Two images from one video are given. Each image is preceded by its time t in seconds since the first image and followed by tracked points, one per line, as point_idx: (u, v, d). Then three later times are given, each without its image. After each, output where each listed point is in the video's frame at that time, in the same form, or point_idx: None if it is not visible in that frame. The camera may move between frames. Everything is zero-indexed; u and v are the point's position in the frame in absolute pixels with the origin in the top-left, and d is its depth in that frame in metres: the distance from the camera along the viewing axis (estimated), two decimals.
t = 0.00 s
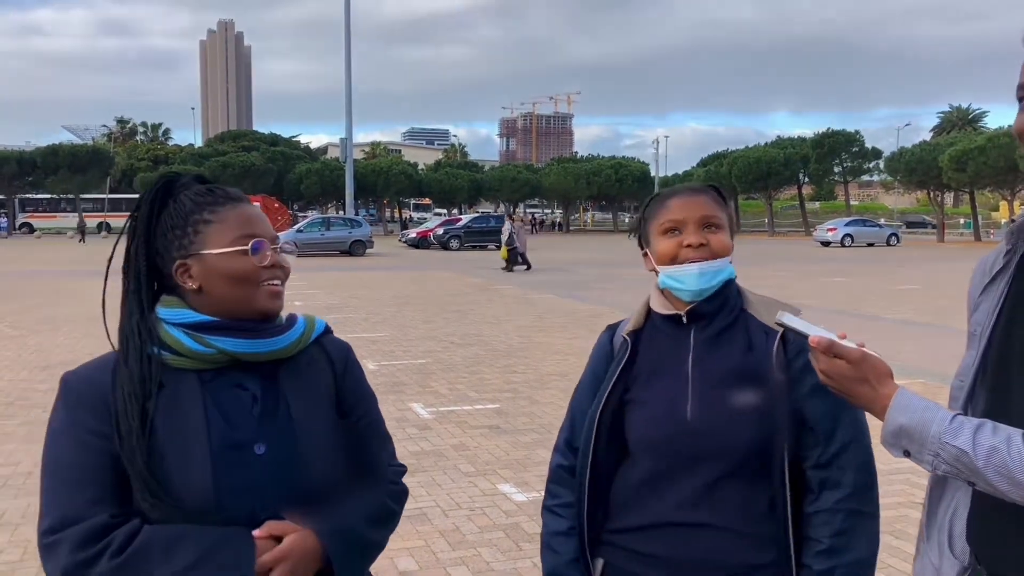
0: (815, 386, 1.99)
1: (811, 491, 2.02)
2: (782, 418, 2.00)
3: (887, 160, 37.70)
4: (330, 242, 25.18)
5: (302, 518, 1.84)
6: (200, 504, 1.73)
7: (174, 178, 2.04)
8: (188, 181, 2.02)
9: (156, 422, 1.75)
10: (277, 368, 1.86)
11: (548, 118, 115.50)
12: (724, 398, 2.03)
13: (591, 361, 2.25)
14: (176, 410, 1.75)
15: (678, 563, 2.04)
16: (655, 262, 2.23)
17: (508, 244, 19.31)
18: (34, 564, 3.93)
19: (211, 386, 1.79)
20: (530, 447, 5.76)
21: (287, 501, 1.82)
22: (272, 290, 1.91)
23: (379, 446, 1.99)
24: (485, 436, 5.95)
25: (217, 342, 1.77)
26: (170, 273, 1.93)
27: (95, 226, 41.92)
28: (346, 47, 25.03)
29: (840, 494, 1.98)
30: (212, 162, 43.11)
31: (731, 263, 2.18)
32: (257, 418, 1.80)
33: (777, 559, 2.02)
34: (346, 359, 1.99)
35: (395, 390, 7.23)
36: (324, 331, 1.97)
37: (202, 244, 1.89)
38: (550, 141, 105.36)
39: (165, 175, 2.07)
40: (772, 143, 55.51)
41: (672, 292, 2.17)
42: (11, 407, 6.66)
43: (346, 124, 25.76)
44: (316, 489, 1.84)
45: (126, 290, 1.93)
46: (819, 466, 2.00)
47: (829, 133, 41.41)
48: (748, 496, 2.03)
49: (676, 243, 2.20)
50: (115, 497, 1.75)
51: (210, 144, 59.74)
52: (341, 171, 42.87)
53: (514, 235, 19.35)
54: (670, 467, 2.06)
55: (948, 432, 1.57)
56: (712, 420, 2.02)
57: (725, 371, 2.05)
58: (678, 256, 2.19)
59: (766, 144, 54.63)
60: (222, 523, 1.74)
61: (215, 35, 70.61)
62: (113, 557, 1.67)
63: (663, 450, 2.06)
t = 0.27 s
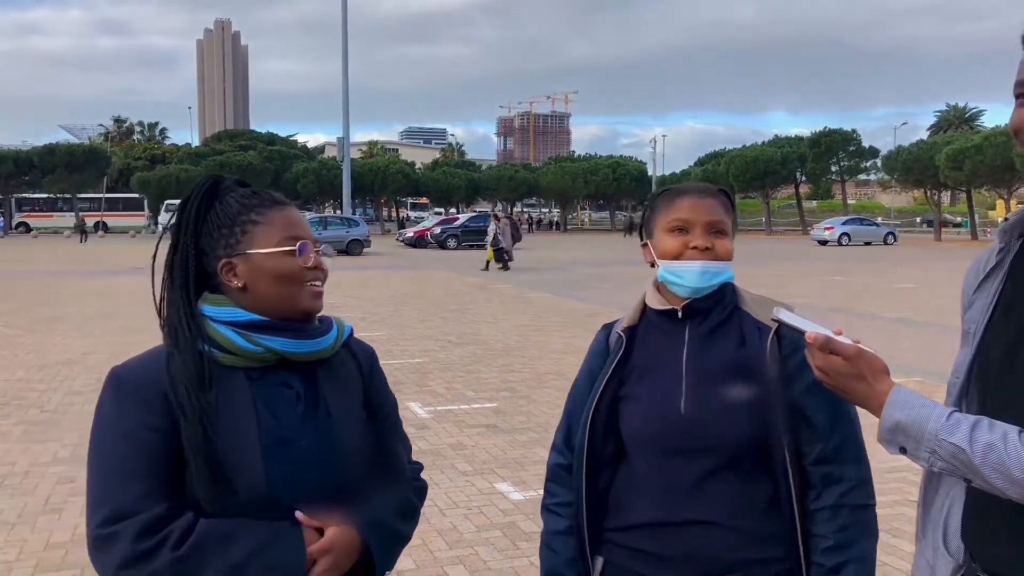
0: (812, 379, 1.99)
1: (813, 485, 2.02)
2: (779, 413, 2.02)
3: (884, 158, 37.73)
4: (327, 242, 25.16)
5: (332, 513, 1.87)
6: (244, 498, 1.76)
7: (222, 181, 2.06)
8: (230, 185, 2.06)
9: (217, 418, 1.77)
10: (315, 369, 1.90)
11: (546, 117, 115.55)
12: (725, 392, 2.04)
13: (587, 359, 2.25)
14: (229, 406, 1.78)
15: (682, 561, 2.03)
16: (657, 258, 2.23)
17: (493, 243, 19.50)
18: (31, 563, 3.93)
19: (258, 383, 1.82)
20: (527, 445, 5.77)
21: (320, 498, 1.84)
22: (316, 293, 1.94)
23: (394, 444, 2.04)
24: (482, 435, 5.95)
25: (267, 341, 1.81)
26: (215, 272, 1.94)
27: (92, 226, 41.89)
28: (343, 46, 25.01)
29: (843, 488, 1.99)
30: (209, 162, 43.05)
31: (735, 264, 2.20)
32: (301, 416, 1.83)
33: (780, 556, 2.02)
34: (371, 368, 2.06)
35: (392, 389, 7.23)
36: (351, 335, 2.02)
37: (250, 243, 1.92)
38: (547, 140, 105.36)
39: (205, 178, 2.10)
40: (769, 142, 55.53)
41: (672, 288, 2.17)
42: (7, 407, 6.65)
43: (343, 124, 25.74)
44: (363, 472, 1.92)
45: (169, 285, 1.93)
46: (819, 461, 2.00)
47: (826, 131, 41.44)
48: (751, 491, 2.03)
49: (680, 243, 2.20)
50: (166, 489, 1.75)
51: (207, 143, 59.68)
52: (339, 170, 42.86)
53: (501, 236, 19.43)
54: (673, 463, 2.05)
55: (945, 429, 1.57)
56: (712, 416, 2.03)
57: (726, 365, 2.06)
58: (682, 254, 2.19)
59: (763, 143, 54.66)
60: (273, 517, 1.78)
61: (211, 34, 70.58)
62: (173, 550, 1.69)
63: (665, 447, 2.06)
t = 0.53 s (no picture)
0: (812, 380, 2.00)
1: (806, 480, 2.03)
2: (775, 412, 2.02)
3: (882, 157, 37.77)
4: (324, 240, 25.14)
5: (356, 506, 1.87)
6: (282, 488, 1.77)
7: (251, 180, 2.06)
8: (259, 185, 2.04)
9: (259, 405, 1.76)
10: (337, 363, 1.94)
11: (544, 116, 115.63)
12: (720, 398, 2.04)
13: (583, 357, 2.24)
14: (266, 397, 1.78)
15: (680, 555, 2.04)
16: (655, 256, 2.22)
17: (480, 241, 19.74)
18: (28, 562, 3.92)
19: (289, 375, 1.84)
20: (525, 444, 5.77)
21: (346, 485, 1.86)
22: (342, 291, 1.96)
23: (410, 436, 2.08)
24: (479, 434, 5.94)
25: (298, 335, 1.83)
26: (244, 268, 1.93)
27: (89, 224, 41.86)
28: (341, 44, 24.97)
29: (836, 483, 2.00)
30: (206, 160, 43.01)
31: (731, 262, 2.20)
32: (328, 409, 1.85)
33: (776, 549, 2.04)
34: (384, 364, 2.16)
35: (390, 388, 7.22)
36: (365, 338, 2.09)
37: (281, 242, 1.92)
38: (545, 139, 105.39)
39: (232, 177, 2.08)
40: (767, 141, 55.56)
41: (670, 285, 2.16)
42: (3, 406, 6.64)
43: (341, 122, 25.72)
44: (381, 462, 1.93)
45: (201, 279, 1.91)
46: (809, 458, 2.02)
47: (824, 130, 41.47)
48: (746, 487, 2.04)
49: (680, 239, 2.18)
50: (204, 478, 1.72)
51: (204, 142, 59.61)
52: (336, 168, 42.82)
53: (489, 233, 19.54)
54: (673, 461, 2.06)
55: (942, 428, 1.57)
56: (708, 413, 2.03)
57: (724, 363, 2.06)
58: (679, 251, 2.18)
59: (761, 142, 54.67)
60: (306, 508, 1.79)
61: (209, 32, 70.57)
62: (218, 538, 1.67)
63: (666, 445, 2.06)
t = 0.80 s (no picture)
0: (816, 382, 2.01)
1: (797, 473, 2.04)
2: (767, 410, 2.02)
3: (880, 157, 37.81)
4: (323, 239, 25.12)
5: (371, 501, 1.87)
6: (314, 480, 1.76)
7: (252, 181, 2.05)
8: (263, 186, 2.04)
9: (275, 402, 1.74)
10: (344, 361, 1.95)
11: (542, 115, 115.58)
12: (709, 395, 2.03)
13: (581, 350, 2.25)
14: (284, 393, 1.76)
15: (673, 550, 2.04)
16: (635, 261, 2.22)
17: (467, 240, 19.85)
18: (25, 561, 3.92)
19: (300, 374, 1.83)
20: (522, 443, 5.77)
21: (355, 487, 1.84)
22: (345, 291, 1.96)
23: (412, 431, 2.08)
24: (477, 433, 5.94)
25: (309, 333, 1.83)
26: (251, 270, 1.93)
27: (87, 223, 41.80)
28: (339, 42, 24.95)
29: (828, 478, 2.01)
30: (204, 158, 42.96)
31: (711, 250, 2.18)
32: (340, 407, 1.85)
33: (767, 545, 2.05)
34: (382, 368, 2.19)
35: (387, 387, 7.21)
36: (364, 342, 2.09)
37: (288, 245, 1.91)
38: (543, 138, 105.40)
39: (237, 179, 2.08)
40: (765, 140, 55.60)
41: (650, 283, 2.16)
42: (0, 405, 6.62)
43: (339, 120, 25.70)
44: (398, 459, 1.91)
45: (211, 279, 1.91)
46: (803, 452, 2.03)
47: (822, 129, 41.48)
48: (738, 482, 2.04)
49: (653, 240, 2.18)
50: (226, 472, 1.69)
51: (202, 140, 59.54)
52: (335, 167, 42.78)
53: (472, 230, 19.63)
54: (667, 455, 2.06)
55: (939, 426, 1.57)
56: (702, 407, 2.03)
57: (722, 360, 2.06)
58: (657, 254, 2.17)
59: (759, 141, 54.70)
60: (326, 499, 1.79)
61: (206, 31, 70.50)
62: (246, 530, 1.65)
63: (661, 438, 2.05)
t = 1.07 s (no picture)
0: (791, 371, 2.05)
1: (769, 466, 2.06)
2: (748, 401, 2.04)
3: (876, 157, 37.87)
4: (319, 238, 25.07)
5: (375, 498, 1.83)
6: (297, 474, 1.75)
7: (245, 181, 2.05)
8: (254, 187, 2.04)
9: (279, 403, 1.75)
10: (337, 361, 1.96)
11: (539, 114, 115.51)
12: (687, 386, 2.04)
13: (568, 345, 2.25)
14: (290, 395, 1.78)
15: (661, 546, 2.03)
16: (637, 249, 2.22)
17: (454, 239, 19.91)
18: (22, 561, 3.92)
19: (301, 375, 1.84)
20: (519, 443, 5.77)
21: (363, 486, 1.81)
22: (339, 296, 1.96)
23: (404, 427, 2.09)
24: (474, 433, 5.94)
25: (307, 335, 1.85)
26: (244, 274, 1.93)
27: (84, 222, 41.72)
28: (336, 42, 24.90)
29: (803, 461, 2.02)
30: (201, 158, 42.88)
31: (710, 262, 2.17)
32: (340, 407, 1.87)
33: (752, 540, 2.05)
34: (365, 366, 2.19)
35: (384, 386, 7.21)
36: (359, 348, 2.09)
37: (280, 249, 1.91)
38: (540, 138, 105.48)
39: (228, 179, 2.08)
40: (762, 140, 55.63)
41: (645, 279, 2.17)
42: None
43: (335, 120, 25.65)
44: (384, 458, 1.84)
45: (205, 282, 1.92)
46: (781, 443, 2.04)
47: (819, 129, 41.53)
48: (721, 475, 2.05)
49: (657, 236, 2.18)
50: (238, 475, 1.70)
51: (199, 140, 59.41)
52: (332, 167, 42.72)
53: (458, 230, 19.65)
54: (650, 447, 2.06)
55: (930, 424, 1.57)
56: (686, 401, 2.04)
57: (707, 354, 2.07)
58: (658, 247, 2.17)
59: (756, 141, 54.74)
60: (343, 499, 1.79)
61: (203, 31, 70.37)
62: (266, 531, 1.66)
63: (646, 430, 2.06)
